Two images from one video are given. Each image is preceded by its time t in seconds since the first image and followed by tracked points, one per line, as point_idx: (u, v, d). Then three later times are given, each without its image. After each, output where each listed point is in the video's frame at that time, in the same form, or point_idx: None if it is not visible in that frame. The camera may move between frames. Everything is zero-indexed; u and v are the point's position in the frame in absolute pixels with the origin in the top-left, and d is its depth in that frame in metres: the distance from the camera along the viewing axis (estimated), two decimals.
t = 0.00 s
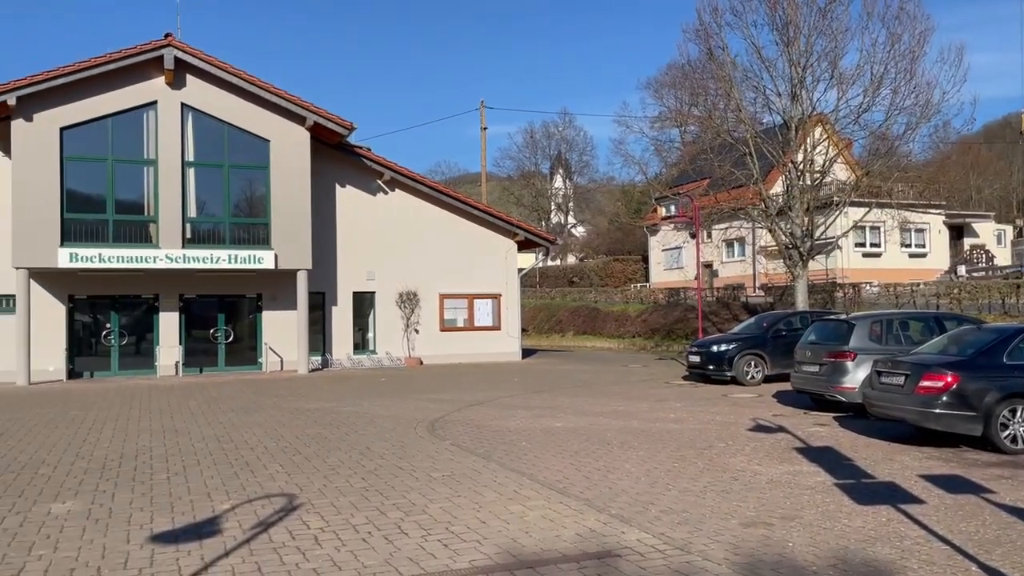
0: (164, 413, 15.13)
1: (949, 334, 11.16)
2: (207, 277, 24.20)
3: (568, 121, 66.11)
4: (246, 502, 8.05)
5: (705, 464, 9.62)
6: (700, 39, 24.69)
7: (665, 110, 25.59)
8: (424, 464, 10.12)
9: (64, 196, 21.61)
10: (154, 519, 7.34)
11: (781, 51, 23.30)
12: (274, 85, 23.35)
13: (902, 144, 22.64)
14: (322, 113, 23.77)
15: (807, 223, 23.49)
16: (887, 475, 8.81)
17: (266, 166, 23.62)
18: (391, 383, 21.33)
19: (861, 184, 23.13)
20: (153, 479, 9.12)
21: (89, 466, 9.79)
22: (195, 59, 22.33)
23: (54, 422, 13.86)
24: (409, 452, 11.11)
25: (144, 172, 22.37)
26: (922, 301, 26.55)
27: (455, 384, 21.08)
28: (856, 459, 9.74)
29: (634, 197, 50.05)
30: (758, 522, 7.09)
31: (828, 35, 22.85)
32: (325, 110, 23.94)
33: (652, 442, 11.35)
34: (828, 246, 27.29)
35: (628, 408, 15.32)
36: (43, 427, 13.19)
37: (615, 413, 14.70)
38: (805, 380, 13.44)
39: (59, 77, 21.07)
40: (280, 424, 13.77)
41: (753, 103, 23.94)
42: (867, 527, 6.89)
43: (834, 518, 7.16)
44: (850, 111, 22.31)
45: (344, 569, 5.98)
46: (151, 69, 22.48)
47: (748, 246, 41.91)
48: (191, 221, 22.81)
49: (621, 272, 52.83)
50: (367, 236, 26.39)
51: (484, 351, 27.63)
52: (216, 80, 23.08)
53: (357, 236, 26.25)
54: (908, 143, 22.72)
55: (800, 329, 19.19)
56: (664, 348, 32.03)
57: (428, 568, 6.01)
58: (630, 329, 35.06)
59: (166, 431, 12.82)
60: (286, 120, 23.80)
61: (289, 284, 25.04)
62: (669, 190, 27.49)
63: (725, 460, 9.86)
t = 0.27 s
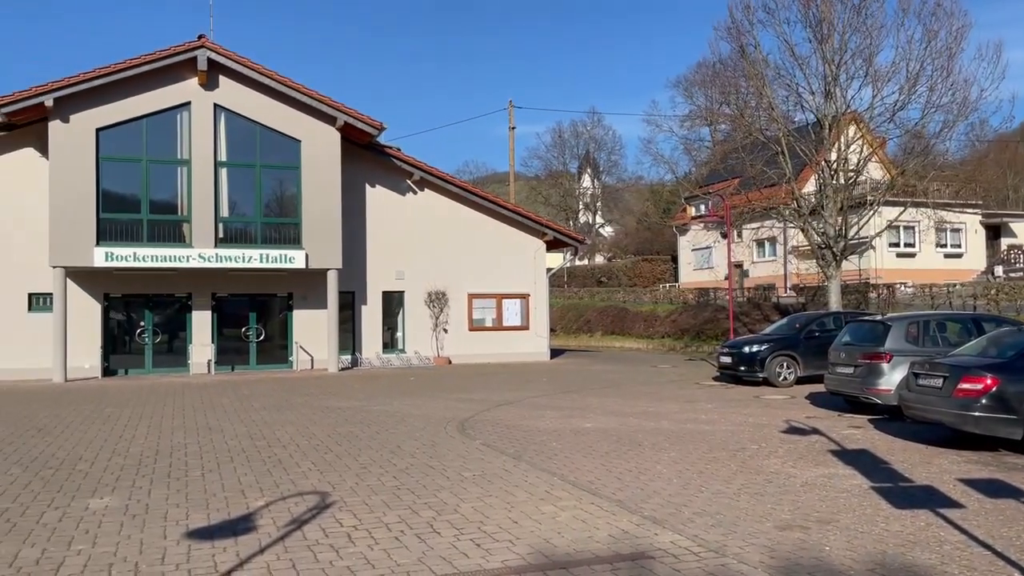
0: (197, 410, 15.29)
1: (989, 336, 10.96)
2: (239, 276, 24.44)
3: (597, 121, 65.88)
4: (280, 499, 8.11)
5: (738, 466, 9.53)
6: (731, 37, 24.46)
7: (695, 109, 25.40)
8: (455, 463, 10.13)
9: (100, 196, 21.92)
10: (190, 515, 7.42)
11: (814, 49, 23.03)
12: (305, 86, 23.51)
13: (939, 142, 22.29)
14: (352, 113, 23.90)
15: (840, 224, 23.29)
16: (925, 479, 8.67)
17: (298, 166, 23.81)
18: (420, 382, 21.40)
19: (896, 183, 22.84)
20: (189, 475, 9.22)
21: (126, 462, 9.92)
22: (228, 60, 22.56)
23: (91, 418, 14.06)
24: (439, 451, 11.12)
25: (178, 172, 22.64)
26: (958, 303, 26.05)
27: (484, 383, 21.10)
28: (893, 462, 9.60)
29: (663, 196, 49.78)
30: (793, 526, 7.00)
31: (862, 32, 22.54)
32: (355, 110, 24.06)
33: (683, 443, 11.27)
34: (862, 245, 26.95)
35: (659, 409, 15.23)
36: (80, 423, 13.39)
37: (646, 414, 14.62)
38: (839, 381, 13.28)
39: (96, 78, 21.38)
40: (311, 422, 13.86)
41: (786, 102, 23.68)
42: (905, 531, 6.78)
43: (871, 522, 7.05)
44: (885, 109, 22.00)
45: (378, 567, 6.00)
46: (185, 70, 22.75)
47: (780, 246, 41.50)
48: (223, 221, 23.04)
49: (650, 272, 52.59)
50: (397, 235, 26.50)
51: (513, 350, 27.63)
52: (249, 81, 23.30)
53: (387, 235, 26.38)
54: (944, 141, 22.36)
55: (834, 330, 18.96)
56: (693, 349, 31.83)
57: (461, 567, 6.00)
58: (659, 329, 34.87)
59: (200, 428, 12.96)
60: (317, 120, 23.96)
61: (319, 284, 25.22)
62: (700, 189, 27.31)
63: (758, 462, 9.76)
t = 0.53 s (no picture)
0: (229, 408, 15.44)
1: None
2: (271, 275, 24.66)
3: (625, 120, 65.55)
4: (312, 496, 8.18)
5: (771, 468, 9.45)
6: (762, 35, 24.23)
7: (726, 108, 25.21)
8: (485, 462, 10.14)
9: (135, 196, 22.23)
10: (225, 511, 7.51)
11: (848, 47, 22.77)
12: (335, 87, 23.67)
13: (975, 141, 21.94)
14: (382, 113, 24.01)
15: (874, 223, 22.98)
16: (962, 482, 8.54)
17: (328, 167, 23.97)
18: (449, 381, 21.45)
19: (931, 182, 22.50)
20: (223, 472, 9.33)
21: (161, 459, 10.05)
22: (260, 62, 22.78)
23: (126, 415, 14.24)
24: (470, 450, 11.14)
25: (211, 173, 22.90)
26: (995, 304, 25.94)
27: (513, 383, 21.12)
28: (929, 465, 9.47)
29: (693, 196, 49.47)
30: (828, 529, 6.93)
31: (897, 29, 22.25)
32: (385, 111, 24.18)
33: (715, 445, 11.20)
34: (895, 245, 26.60)
35: (689, 410, 15.14)
36: (115, 420, 13.59)
37: (676, 415, 14.54)
38: (873, 383, 13.12)
39: (131, 80, 21.68)
40: (342, 421, 13.94)
41: (818, 100, 23.42)
42: (943, 535, 6.69)
43: (908, 526, 6.96)
44: (919, 107, 21.68)
45: (411, 565, 6.02)
46: (218, 72, 23.01)
47: (811, 246, 41.09)
48: (255, 220, 23.27)
49: (678, 272, 52.29)
50: (426, 235, 26.59)
51: (541, 350, 27.60)
52: (281, 82, 23.51)
53: (417, 235, 26.48)
54: (981, 140, 21.99)
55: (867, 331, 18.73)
56: (723, 349, 31.61)
57: (493, 566, 6.01)
58: (689, 330, 34.64)
59: (233, 426, 13.09)
60: (347, 121, 24.11)
61: (349, 283, 25.38)
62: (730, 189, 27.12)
63: (791, 464, 9.67)
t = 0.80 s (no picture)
0: (260, 406, 15.59)
1: None
2: (301, 275, 24.87)
3: (653, 119, 65.24)
4: (343, 494, 8.25)
5: (803, 470, 9.37)
6: (794, 33, 23.99)
7: (756, 107, 25.01)
8: (515, 462, 10.16)
9: (169, 196, 22.52)
10: (257, 508, 7.59)
11: (881, 44, 22.50)
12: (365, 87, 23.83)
13: (1012, 140, 21.60)
14: (411, 114, 24.12)
15: (908, 223, 22.68)
16: (999, 486, 8.41)
17: (358, 167, 24.13)
18: (478, 381, 21.51)
19: (966, 182, 22.18)
20: (255, 469, 9.44)
21: (195, 455, 10.18)
22: (291, 63, 23.00)
23: (159, 412, 14.44)
24: (498, 450, 11.16)
25: (243, 173, 23.14)
26: None
27: (541, 382, 21.12)
28: (965, 469, 9.33)
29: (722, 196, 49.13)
30: (861, 532, 6.86)
31: (932, 26, 21.95)
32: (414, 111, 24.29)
33: (745, 446, 11.12)
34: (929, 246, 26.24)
35: (719, 411, 15.05)
36: (149, 417, 13.79)
37: (706, 416, 14.46)
38: (907, 385, 12.96)
39: (165, 81, 21.97)
40: (371, 419, 14.03)
41: (851, 98, 23.15)
42: (980, 540, 6.59)
43: (943, 530, 6.87)
44: (955, 105, 21.38)
45: (443, 563, 6.06)
46: (250, 73, 23.25)
47: (843, 246, 40.64)
48: (286, 220, 23.48)
49: (707, 272, 51.96)
50: (455, 235, 26.68)
51: (569, 350, 27.58)
52: (312, 83, 23.70)
53: (445, 235, 26.57)
54: (1018, 138, 21.64)
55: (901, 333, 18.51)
56: (753, 350, 31.37)
57: (524, 566, 6.02)
58: (718, 330, 34.42)
59: (264, 423, 13.23)
60: (377, 121, 24.26)
61: (379, 282, 25.53)
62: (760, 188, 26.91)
63: (824, 467, 9.59)
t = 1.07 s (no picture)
0: (291, 404, 15.73)
1: None
2: (331, 274, 25.04)
3: (683, 119, 64.85)
4: (373, 493, 8.29)
5: (836, 474, 9.26)
6: (827, 31, 23.72)
7: (788, 105, 24.77)
8: (543, 462, 10.15)
9: (202, 197, 22.79)
10: (289, 506, 7.66)
11: (916, 42, 22.18)
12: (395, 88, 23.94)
13: None
14: (440, 114, 24.18)
15: (943, 222, 22.32)
16: None
17: (388, 167, 24.25)
18: (507, 380, 21.52)
19: (1003, 181, 21.79)
20: (286, 467, 9.52)
21: (227, 453, 10.30)
22: (322, 64, 23.17)
23: (192, 410, 14.62)
24: (527, 450, 11.15)
25: (274, 174, 23.35)
26: None
27: (569, 383, 21.09)
28: (1002, 473, 9.17)
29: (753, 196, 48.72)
30: (896, 537, 6.77)
31: (969, 23, 21.60)
32: (443, 111, 24.36)
33: (776, 449, 11.02)
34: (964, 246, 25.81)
35: (750, 413, 14.93)
36: (182, 415, 13.97)
37: (736, 417, 14.35)
38: (943, 388, 12.76)
39: (199, 83, 22.22)
40: (400, 419, 14.09)
41: (885, 97, 22.84)
42: (1018, 546, 6.48)
43: (980, 535, 6.76)
44: (992, 103, 21.02)
45: (472, 563, 6.07)
46: (282, 74, 23.46)
47: (876, 247, 40.14)
48: (317, 220, 23.66)
49: (737, 272, 51.56)
50: (484, 235, 26.71)
51: (597, 351, 27.51)
52: (342, 84, 23.86)
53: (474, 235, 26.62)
54: None
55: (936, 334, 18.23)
56: (784, 352, 31.09)
57: (554, 566, 6.01)
58: (748, 331, 34.13)
59: (295, 422, 13.34)
60: (407, 122, 24.36)
61: (408, 282, 25.65)
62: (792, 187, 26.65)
63: (856, 470, 9.47)
